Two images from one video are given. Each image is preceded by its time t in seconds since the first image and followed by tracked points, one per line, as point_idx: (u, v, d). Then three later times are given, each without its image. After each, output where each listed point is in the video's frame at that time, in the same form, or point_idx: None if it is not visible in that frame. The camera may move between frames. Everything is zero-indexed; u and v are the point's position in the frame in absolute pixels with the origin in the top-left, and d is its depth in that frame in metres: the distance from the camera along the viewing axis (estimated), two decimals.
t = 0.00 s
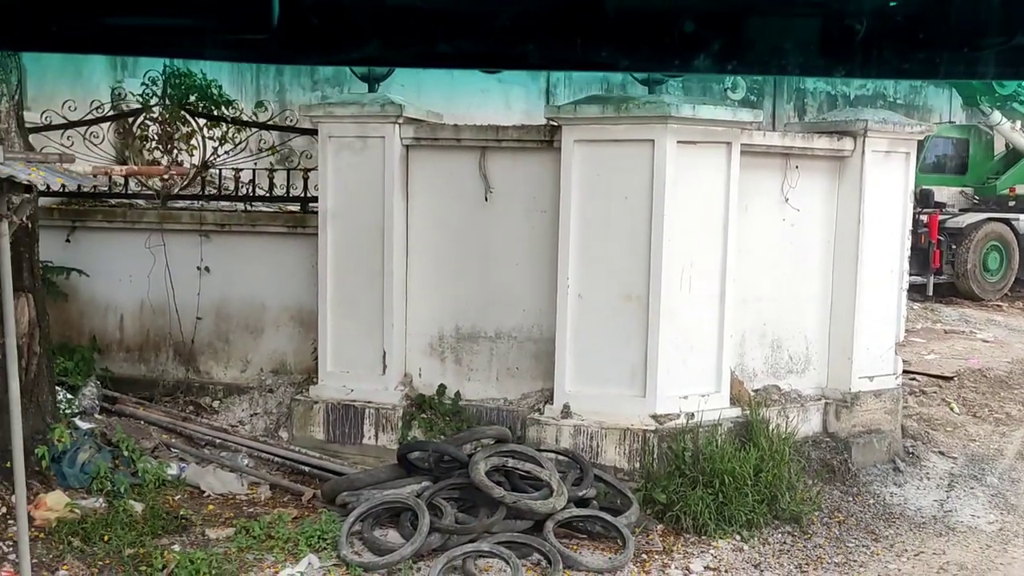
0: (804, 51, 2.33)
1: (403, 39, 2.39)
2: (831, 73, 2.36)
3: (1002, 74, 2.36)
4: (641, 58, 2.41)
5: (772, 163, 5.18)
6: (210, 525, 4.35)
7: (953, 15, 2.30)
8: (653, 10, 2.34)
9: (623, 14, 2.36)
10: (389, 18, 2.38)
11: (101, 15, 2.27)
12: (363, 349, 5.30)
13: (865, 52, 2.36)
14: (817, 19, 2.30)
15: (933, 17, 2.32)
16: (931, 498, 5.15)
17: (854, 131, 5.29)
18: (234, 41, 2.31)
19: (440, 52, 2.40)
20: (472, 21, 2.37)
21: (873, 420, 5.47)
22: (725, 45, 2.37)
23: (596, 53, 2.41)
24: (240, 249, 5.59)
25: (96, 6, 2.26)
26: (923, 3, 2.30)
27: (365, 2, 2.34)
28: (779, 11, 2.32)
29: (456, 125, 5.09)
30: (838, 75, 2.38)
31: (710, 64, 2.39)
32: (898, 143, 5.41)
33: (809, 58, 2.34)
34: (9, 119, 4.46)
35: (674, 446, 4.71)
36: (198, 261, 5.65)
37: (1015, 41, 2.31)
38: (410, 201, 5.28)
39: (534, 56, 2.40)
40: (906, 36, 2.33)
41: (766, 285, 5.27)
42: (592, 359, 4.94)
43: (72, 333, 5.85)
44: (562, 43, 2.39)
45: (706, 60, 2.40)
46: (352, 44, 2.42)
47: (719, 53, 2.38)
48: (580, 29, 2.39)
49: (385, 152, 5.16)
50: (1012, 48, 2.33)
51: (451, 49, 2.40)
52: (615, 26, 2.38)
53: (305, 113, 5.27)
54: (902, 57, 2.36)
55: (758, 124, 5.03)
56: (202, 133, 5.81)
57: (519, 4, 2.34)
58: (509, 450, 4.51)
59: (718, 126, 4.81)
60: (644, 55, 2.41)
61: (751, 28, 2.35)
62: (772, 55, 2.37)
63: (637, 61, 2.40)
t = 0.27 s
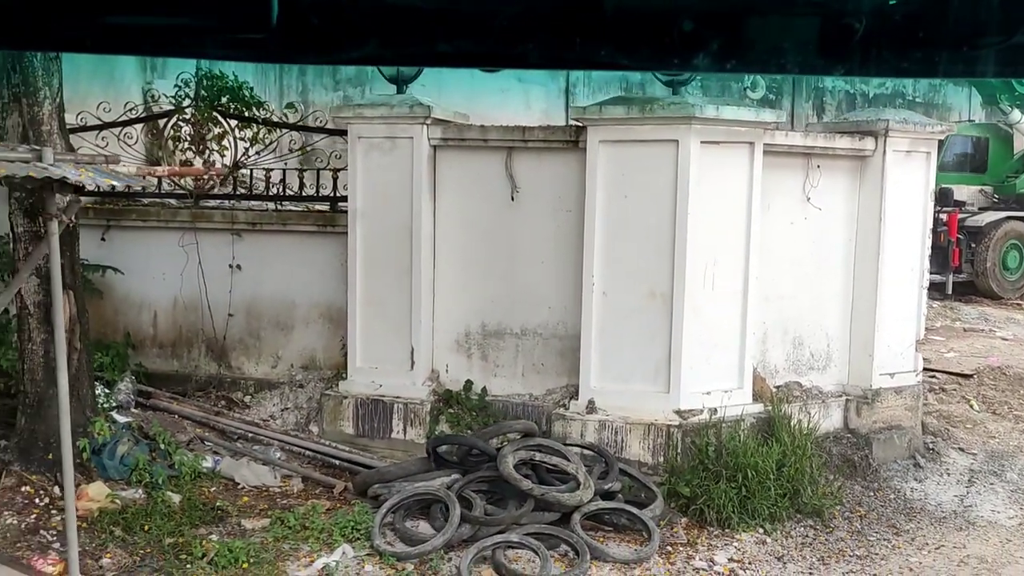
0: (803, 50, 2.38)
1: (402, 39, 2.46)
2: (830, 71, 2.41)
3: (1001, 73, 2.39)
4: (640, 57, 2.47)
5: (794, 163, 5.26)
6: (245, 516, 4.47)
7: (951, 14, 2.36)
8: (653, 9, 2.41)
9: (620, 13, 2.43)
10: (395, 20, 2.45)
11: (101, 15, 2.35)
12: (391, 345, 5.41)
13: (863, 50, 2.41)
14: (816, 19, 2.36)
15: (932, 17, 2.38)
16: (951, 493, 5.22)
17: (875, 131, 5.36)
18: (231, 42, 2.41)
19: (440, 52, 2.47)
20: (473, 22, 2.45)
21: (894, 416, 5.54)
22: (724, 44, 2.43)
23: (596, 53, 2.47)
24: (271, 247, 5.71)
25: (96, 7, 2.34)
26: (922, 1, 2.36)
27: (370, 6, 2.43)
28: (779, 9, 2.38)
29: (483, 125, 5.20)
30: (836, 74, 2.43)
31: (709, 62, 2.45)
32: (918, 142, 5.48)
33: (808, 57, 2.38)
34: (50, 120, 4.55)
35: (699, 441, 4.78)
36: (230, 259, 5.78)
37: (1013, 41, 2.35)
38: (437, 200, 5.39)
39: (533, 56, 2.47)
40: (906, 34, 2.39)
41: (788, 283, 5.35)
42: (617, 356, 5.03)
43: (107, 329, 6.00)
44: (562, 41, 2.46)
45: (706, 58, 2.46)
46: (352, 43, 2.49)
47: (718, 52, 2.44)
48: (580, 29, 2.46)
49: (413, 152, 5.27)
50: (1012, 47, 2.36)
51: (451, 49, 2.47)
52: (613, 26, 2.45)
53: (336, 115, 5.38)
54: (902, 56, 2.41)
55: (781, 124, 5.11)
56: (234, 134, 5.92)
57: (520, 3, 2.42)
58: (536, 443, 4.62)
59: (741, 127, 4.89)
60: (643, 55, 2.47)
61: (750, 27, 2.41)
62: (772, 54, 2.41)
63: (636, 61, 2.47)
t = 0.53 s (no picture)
0: (803, 49, 2.12)
1: (399, 40, 2.17)
2: (832, 72, 2.14)
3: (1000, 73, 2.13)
4: (643, 58, 2.18)
5: (813, 163, 5.35)
6: (278, 507, 4.60)
7: (954, 17, 2.12)
8: (653, 8, 2.15)
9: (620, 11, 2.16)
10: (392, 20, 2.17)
11: (100, 13, 2.11)
12: (417, 342, 5.53)
13: (863, 51, 2.15)
14: (816, 19, 2.12)
15: (933, 16, 2.13)
16: (968, 489, 5.30)
17: (894, 132, 5.44)
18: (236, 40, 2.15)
19: (440, 53, 2.17)
20: (475, 23, 2.17)
21: (912, 413, 5.61)
22: (724, 45, 2.17)
23: (595, 54, 2.17)
24: (299, 246, 5.84)
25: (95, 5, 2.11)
26: None
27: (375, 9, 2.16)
28: (780, 9, 2.13)
29: (508, 127, 5.31)
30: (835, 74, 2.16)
31: (710, 62, 2.17)
32: (937, 143, 5.55)
33: (808, 56, 2.12)
34: (90, 123, 4.72)
35: (719, 436, 4.88)
36: (259, 258, 5.91)
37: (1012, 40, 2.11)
38: (462, 200, 5.50)
39: (534, 56, 2.17)
40: (905, 35, 2.13)
41: (808, 281, 5.44)
42: (639, 353, 5.13)
43: (139, 327, 6.15)
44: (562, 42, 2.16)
45: (706, 59, 2.18)
46: (351, 44, 2.20)
47: (719, 53, 2.17)
48: (581, 29, 2.17)
49: (439, 153, 5.39)
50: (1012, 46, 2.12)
51: (450, 49, 2.17)
52: (613, 25, 2.17)
53: (363, 116, 5.52)
54: (902, 56, 2.13)
55: (800, 125, 5.20)
56: (263, 135, 6.04)
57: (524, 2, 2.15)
58: (560, 438, 4.71)
59: (762, 128, 4.99)
60: (646, 55, 2.18)
61: (752, 29, 2.16)
62: (772, 53, 2.15)
63: (638, 62, 2.17)
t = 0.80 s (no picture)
0: (810, 43, 2.74)
1: (413, 38, 2.88)
2: (838, 62, 2.76)
3: None
4: (646, 49, 2.83)
5: (831, 163, 5.40)
6: (302, 501, 4.69)
7: (960, 9, 2.67)
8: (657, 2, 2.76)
9: (625, 9, 2.80)
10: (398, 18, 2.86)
11: (98, 11, 2.71)
12: (438, 340, 5.60)
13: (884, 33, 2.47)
14: (823, 13, 2.70)
15: (941, 11, 2.68)
16: (984, 487, 5.35)
17: (910, 132, 5.48)
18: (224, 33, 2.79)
19: (442, 45, 2.87)
20: (473, 18, 2.84)
21: (929, 411, 5.66)
22: (727, 38, 2.78)
23: (600, 46, 2.84)
24: (321, 245, 5.92)
25: (91, 4, 2.70)
26: None
27: None
28: (788, 4, 2.70)
29: (528, 127, 5.38)
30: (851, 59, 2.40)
31: (717, 54, 2.80)
32: (954, 143, 5.59)
33: (815, 49, 2.75)
34: (120, 125, 4.82)
35: (737, 434, 4.95)
36: (282, 256, 5.99)
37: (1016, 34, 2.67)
38: (482, 200, 5.58)
39: (537, 49, 2.85)
40: (914, 25, 2.70)
41: (825, 280, 5.48)
42: (658, 351, 5.19)
43: (162, 324, 6.22)
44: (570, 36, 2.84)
45: (711, 51, 2.80)
46: (354, 39, 2.88)
47: (722, 46, 2.79)
48: (582, 23, 2.84)
49: (460, 153, 5.46)
50: (1016, 40, 2.68)
51: (452, 42, 2.87)
52: (617, 19, 2.82)
53: (386, 116, 5.60)
54: (911, 50, 2.73)
55: (818, 126, 5.25)
56: (285, 135, 6.12)
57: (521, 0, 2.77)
58: (580, 434, 4.77)
59: (780, 128, 5.04)
60: (651, 47, 2.82)
61: (755, 18, 2.74)
62: (778, 48, 2.78)
63: (641, 52, 2.83)
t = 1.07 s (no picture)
0: (815, 47, 2.43)
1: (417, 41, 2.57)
2: (841, 68, 2.45)
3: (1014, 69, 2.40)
4: (650, 54, 2.52)
5: (835, 163, 5.54)
6: (321, 489, 4.85)
7: (962, 11, 2.37)
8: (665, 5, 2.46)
9: (631, 10, 2.49)
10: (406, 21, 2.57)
11: (105, 15, 2.42)
12: (452, 335, 5.76)
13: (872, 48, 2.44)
14: (827, 17, 2.40)
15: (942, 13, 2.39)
16: (985, 479, 5.47)
17: (913, 133, 5.62)
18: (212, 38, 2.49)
19: (450, 49, 2.56)
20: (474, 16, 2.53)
21: (931, 406, 5.79)
22: (733, 42, 2.49)
23: (607, 51, 2.54)
24: (339, 243, 6.09)
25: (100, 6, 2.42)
26: None
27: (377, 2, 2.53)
28: (789, 6, 2.42)
29: (540, 129, 5.53)
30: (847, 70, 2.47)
31: (719, 60, 2.51)
32: (956, 143, 5.72)
33: (820, 54, 2.43)
34: (146, 126, 4.98)
35: (743, 427, 5.10)
36: (300, 253, 6.16)
37: None
38: (495, 199, 5.74)
39: (543, 55, 2.55)
40: (914, 29, 2.41)
41: (829, 278, 5.62)
42: (665, 346, 5.34)
43: (183, 319, 6.41)
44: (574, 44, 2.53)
45: (716, 56, 2.51)
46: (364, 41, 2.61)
47: (728, 50, 2.50)
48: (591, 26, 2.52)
49: (474, 154, 5.62)
50: None
51: (461, 46, 2.56)
52: (624, 25, 2.52)
53: (401, 117, 5.76)
54: (913, 53, 2.43)
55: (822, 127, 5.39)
56: (303, 136, 6.33)
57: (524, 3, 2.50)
58: (590, 427, 4.93)
59: (785, 130, 5.18)
60: (654, 51, 2.52)
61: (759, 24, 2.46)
62: (784, 50, 2.48)
63: (647, 57, 2.52)
